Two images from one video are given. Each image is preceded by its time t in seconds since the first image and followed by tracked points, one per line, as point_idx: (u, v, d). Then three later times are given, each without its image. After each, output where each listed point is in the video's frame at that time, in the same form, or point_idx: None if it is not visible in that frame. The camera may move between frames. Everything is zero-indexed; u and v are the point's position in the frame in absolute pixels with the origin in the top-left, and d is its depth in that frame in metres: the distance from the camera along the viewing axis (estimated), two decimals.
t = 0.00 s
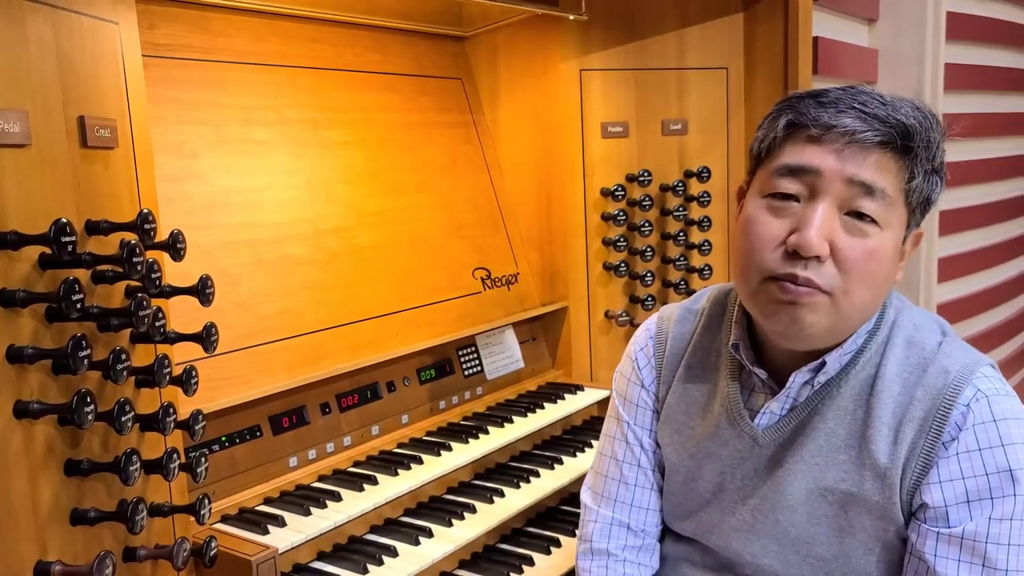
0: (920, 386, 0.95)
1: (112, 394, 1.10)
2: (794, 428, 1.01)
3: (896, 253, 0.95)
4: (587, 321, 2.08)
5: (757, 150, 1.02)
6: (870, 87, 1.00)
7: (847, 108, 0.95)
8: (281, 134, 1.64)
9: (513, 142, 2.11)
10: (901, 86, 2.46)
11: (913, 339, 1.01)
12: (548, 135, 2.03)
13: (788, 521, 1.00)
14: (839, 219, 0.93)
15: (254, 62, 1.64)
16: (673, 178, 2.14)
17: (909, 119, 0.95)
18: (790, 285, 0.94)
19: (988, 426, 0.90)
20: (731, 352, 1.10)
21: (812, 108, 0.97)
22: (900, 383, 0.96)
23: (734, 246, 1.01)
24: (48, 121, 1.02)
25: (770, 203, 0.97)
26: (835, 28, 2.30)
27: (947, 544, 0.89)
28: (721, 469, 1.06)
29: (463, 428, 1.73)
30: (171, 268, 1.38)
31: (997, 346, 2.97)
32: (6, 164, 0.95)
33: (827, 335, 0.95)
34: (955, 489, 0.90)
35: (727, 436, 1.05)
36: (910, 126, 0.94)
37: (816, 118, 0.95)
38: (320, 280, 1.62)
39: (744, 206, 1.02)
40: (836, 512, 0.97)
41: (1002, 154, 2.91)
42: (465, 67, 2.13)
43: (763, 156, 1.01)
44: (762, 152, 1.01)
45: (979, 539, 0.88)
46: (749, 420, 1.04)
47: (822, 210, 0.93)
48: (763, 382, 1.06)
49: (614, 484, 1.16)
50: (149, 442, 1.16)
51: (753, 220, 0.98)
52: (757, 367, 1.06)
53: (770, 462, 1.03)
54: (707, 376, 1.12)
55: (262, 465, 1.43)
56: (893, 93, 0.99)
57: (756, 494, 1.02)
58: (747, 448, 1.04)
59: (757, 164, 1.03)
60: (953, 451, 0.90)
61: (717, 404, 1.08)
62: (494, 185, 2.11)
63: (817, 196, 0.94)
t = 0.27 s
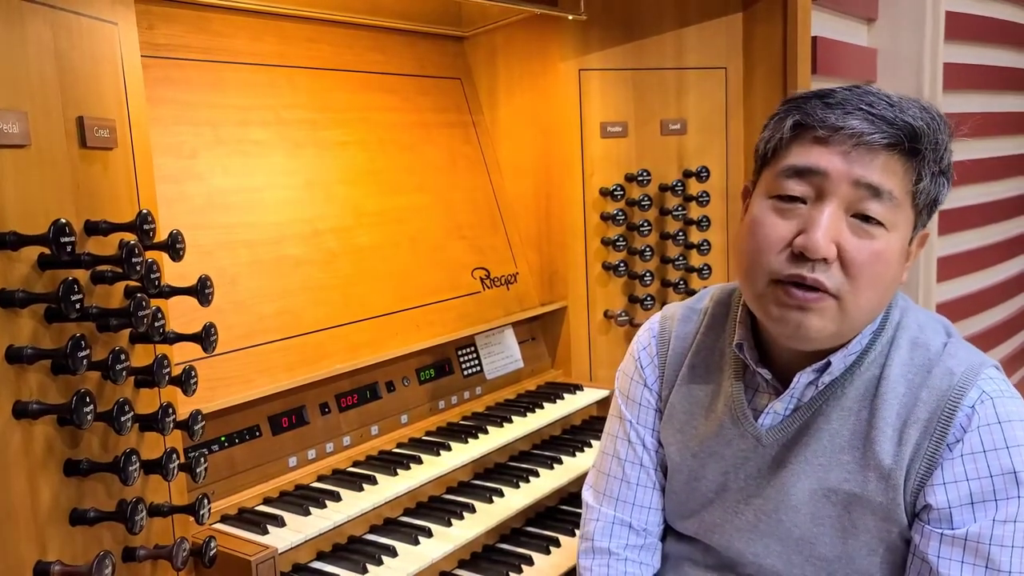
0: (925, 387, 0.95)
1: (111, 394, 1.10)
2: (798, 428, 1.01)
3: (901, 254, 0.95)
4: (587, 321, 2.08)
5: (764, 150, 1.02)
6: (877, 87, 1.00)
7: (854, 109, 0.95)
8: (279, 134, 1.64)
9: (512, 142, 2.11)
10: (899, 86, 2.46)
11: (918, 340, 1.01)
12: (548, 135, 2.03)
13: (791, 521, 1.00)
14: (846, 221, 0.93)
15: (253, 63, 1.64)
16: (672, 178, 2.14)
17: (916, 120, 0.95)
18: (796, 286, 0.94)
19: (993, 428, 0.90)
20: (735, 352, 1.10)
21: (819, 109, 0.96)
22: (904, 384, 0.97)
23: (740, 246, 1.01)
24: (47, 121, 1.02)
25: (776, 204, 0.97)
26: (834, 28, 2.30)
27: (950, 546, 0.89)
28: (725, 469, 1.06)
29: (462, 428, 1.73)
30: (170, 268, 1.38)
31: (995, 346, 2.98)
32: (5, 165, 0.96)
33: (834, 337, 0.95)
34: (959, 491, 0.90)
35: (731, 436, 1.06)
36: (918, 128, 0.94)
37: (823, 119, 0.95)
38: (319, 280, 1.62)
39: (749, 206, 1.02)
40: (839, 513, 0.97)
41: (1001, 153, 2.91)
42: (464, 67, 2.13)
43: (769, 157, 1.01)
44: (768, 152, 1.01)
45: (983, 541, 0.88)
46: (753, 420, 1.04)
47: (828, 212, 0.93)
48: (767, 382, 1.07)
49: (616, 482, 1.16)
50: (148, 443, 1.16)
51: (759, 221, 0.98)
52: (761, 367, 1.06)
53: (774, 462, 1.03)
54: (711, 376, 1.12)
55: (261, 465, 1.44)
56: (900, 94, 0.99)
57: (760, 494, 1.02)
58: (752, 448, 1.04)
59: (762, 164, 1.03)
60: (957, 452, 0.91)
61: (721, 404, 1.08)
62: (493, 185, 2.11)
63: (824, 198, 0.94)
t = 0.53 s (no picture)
0: (923, 387, 0.95)
1: (110, 395, 1.10)
2: (797, 428, 1.01)
3: (901, 254, 0.95)
4: (586, 321, 2.08)
5: (762, 151, 1.02)
6: (874, 87, 1.00)
7: (852, 110, 0.95)
8: (278, 135, 1.64)
9: (512, 141, 2.11)
10: (898, 85, 2.46)
11: (917, 340, 1.01)
12: (547, 134, 2.03)
13: (790, 521, 1.00)
14: (845, 222, 0.93)
15: (252, 63, 1.64)
16: (671, 177, 2.14)
17: (914, 120, 0.95)
18: (796, 287, 0.94)
19: (991, 428, 0.90)
20: (734, 353, 1.10)
21: (817, 109, 0.96)
22: (902, 384, 0.97)
23: (739, 247, 1.01)
24: (46, 121, 1.02)
25: (775, 205, 0.97)
26: (833, 27, 2.30)
27: (948, 545, 0.89)
28: (724, 469, 1.06)
29: (461, 428, 1.73)
30: (168, 268, 1.38)
31: (994, 345, 2.98)
32: (4, 166, 0.96)
33: (834, 338, 0.95)
34: (957, 491, 0.90)
35: (730, 436, 1.06)
36: (916, 128, 0.94)
37: (821, 119, 0.95)
38: (318, 280, 1.62)
39: (748, 207, 1.02)
40: (838, 513, 0.97)
41: (999, 152, 2.91)
42: (463, 67, 2.13)
43: (767, 158, 1.01)
44: (766, 153, 1.01)
45: (982, 541, 0.88)
46: (753, 420, 1.04)
47: (827, 213, 0.93)
48: (766, 382, 1.07)
49: (615, 482, 1.16)
50: (147, 443, 1.16)
51: (757, 222, 0.98)
52: (761, 368, 1.06)
53: (772, 462, 1.03)
54: (710, 376, 1.12)
55: (260, 465, 1.44)
56: (898, 93, 0.99)
57: (759, 494, 1.03)
58: (751, 448, 1.04)
59: (761, 165, 1.03)
60: (955, 452, 0.91)
61: (720, 404, 1.08)
62: (492, 185, 2.11)
63: (822, 198, 0.94)
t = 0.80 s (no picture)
0: (919, 387, 0.95)
1: (111, 395, 1.10)
2: (794, 428, 1.01)
3: (894, 257, 0.96)
4: (586, 321, 2.08)
5: (751, 158, 1.02)
6: (862, 87, 0.98)
7: (840, 118, 0.94)
8: (278, 135, 1.64)
9: (512, 142, 2.11)
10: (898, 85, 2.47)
11: (913, 339, 1.01)
12: (547, 135, 2.03)
13: (787, 521, 1.00)
14: (836, 231, 0.93)
15: (252, 64, 1.64)
16: (671, 177, 2.14)
17: (902, 126, 0.94)
18: (790, 296, 0.95)
19: (987, 427, 0.90)
20: (732, 353, 1.10)
21: (805, 118, 0.95)
22: (899, 383, 0.97)
23: (733, 255, 1.01)
24: (46, 122, 1.02)
25: (766, 214, 0.97)
26: (833, 27, 2.30)
27: (945, 544, 0.89)
28: (722, 469, 1.06)
29: (462, 428, 1.73)
30: (169, 269, 1.38)
31: (994, 345, 2.98)
32: (4, 166, 0.96)
33: (829, 343, 0.96)
34: (953, 489, 0.90)
35: (728, 436, 1.06)
36: (905, 133, 0.94)
37: (809, 129, 0.94)
38: (319, 280, 1.62)
39: (740, 215, 1.02)
40: (836, 512, 0.97)
41: (999, 152, 2.92)
42: (463, 68, 2.13)
43: (757, 166, 1.00)
44: (756, 161, 1.00)
45: (978, 539, 0.88)
46: (750, 420, 1.04)
47: (819, 223, 0.93)
48: (764, 382, 1.07)
49: (614, 483, 1.16)
50: (148, 444, 1.16)
51: (750, 232, 0.98)
52: (759, 369, 1.06)
53: (770, 462, 1.03)
54: (708, 376, 1.12)
55: (261, 466, 1.44)
56: (886, 93, 0.98)
57: (757, 494, 1.03)
58: (748, 448, 1.04)
59: (751, 172, 1.02)
60: (952, 451, 0.91)
61: (718, 404, 1.08)
62: (493, 185, 2.11)
63: (813, 208, 0.94)
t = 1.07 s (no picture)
0: (916, 386, 0.95)
1: (112, 396, 1.10)
2: (792, 428, 1.01)
3: (890, 255, 0.96)
4: (587, 321, 2.08)
5: (746, 157, 1.02)
6: (855, 84, 0.98)
7: (833, 115, 0.94)
8: (279, 136, 1.64)
9: (512, 142, 2.11)
10: (898, 85, 2.47)
11: (910, 338, 1.01)
12: (547, 134, 2.03)
13: (786, 521, 1.00)
14: (831, 228, 0.93)
15: (252, 64, 1.64)
16: (672, 177, 2.14)
17: (896, 123, 0.94)
18: (785, 294, 0.95)
19: (984, 426, 0.90)
20: (730, 354, 1.10)
21: (798, 116, 0.95)
22: (896, 382, 0.97)
23: (728, 253, 1.01)
24: (47, 123, 1.02)
25: (761, 212, 0.97)
26: (834, 27, 2.30)
27: (944, 543, 0.90)
28: (720, 469, 1.06)
29: (463, 428, 1.73)
30: (170, 269, 1.38)
31: (994, 344, 2.99)
32: (5, 167, 0.96)
33: (825, 341, 0.96)
34: (951, 488, 0.90)
35: (726, 436, 1.06)
36: (898, 130, 0.94)
37: (803, 127, 0.94)
38: (319, 281, 1.62)
39: (735, 213, 1.02)
40: (834, 512, 0.97)
41: (999, 152, 2.92)
42: (464, 68, 2.13)
43: (752, 164, 1.01)
44: (750, 159, 1.01)
45: (977, 538, 0.88)
46: (748, 420, 1.04)
47: (814, 220, 0.93)
48: (762, 382, 1.06)
49: (613, 484, 1.16)
50: (149, 444, 1.16)
51: (745, 230, 0.98)
52: (758, 369, 1.06)
53: (768, 462, 1.03)
54: (706, 377, 1.12)
55: (262, 466, 1.44)
56: (879, 91, 0.98)
57: (755, 494, 1.03)
58: (747, 448, 1.04)
59: (745, 171, 1.02)
60: (949, 450, 0.91)
61: (716, 404, 1.08)
62: (493, 185, 2.11)
63: (807, 205, 0.94)
